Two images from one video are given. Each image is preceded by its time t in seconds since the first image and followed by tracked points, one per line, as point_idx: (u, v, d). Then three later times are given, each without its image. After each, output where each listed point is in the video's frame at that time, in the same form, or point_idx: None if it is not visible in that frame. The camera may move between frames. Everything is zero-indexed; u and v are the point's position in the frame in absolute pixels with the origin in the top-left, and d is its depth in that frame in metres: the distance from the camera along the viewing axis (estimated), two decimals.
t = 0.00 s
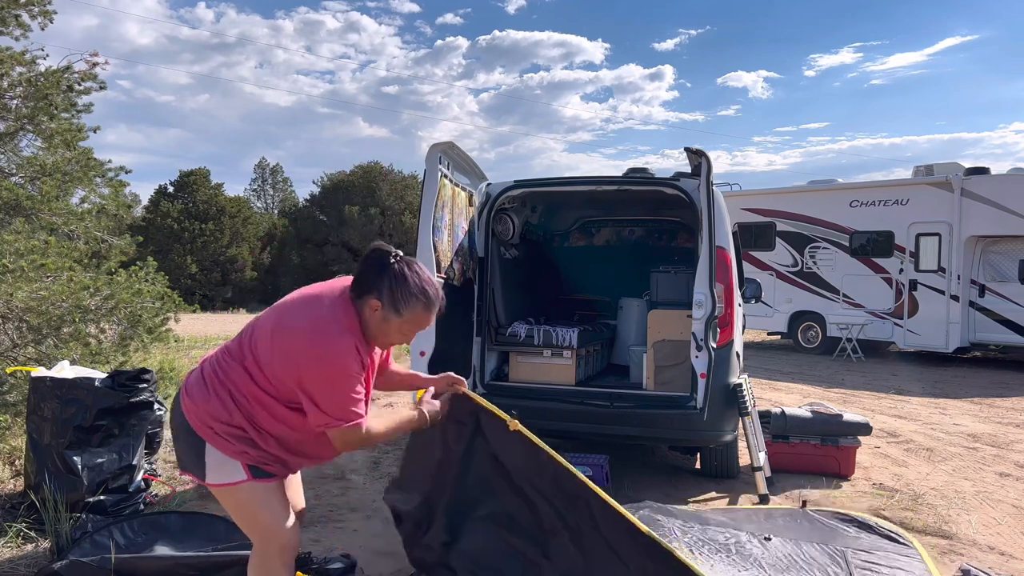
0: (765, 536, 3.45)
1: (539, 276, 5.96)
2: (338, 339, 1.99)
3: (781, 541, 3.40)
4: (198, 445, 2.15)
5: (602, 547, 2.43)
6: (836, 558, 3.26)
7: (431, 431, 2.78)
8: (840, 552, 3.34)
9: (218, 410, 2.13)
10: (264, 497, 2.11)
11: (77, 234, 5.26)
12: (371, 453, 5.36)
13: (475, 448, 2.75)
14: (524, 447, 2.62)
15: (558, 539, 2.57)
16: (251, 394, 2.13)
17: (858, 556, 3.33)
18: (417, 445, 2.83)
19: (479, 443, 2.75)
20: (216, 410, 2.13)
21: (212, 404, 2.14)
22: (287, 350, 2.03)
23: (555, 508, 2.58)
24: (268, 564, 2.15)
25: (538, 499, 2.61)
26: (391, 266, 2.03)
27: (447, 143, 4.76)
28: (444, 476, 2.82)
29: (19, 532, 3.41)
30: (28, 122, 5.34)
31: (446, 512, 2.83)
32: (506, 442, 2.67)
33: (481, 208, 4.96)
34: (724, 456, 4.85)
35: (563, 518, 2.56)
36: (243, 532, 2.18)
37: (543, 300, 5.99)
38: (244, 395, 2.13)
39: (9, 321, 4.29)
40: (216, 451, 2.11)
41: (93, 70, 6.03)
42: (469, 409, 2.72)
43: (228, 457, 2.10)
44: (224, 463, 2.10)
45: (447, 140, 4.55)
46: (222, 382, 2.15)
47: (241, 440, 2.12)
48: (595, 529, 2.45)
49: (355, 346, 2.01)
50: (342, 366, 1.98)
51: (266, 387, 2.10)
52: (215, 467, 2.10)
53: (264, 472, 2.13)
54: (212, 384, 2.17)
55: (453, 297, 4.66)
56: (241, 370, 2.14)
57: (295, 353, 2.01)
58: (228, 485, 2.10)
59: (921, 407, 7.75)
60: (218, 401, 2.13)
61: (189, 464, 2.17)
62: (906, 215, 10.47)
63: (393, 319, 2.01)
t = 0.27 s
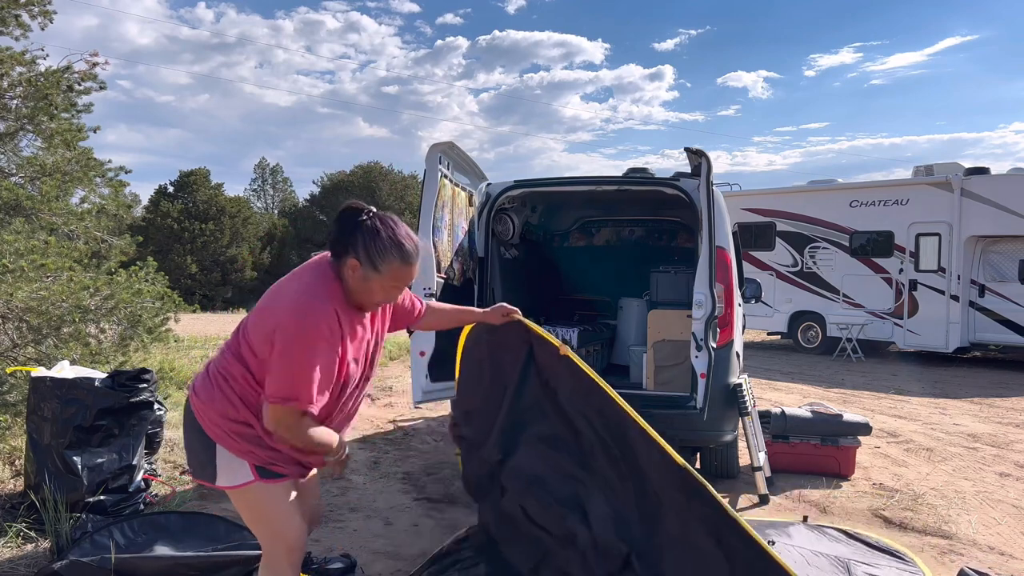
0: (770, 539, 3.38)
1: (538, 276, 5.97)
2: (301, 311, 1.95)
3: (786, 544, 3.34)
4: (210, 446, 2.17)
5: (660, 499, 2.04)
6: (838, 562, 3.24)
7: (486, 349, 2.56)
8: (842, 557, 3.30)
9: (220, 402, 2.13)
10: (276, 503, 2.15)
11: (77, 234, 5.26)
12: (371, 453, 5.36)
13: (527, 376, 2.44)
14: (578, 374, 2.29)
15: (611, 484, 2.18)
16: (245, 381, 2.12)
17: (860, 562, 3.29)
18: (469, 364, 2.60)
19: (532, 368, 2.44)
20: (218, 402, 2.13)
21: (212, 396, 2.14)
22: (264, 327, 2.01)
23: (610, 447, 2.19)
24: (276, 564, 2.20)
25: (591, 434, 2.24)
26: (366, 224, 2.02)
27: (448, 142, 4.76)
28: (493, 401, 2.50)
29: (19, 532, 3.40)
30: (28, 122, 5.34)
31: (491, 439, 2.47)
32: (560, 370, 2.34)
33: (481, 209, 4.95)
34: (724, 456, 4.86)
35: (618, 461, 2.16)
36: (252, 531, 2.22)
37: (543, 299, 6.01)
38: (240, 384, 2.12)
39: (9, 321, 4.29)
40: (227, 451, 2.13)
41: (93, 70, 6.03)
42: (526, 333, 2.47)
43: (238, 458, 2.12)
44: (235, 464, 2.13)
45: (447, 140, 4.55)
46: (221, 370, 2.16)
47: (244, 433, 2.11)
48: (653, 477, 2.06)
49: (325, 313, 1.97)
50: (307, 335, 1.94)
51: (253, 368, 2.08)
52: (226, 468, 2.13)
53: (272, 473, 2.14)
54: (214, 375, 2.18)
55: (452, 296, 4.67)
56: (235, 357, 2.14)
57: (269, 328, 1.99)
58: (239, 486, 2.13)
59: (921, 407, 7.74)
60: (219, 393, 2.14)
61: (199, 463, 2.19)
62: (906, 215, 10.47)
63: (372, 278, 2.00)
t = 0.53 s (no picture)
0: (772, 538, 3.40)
1: (538, 275, 5.96)
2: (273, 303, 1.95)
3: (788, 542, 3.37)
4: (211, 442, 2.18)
5: (677, 483, 2.12)
6: (839, 559, 3.27)
7: (507, 338, 2.62)
8: (844, 556, 3.31)
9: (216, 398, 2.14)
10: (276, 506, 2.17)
11: (77, 234, 5.26)
12: (371, 453, 5.36)
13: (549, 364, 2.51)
14: (601, 361, 2.36)
15: (629, 468, 2.25)
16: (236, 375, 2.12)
17: (863, 560, 3.30)
18: (489, 353, 2.66)
19: (553, 356, 2.51)
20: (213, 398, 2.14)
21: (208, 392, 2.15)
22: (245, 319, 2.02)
23: (629, 432, 2.27)
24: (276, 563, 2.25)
25: (611, 419, 2.32)
26: (351, 216, 2.06)
27: (448, 142, 4.76)
28: (514, 388, 2.56)
29: (19, 532, 3.40)
30: (28, 122, 5.34)
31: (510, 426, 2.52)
32: (583, 358, 2.42)
33: (481, 208, 4.96)
34: (724, 456, 4.85)
35: (636, 446, 2.24)
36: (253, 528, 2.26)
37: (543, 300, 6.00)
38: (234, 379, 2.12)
39: (9, 321, 4.29)
40: (226, 448, 2.14)
41: (93, 70, 6.03)
42: (549, 321, 2.54)
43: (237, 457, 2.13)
44: (234, 463, 2.13)
45: (447, 140, 4.55)
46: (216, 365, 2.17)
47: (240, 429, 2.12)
48: (672, 461, 2.14)
49: (302, 302, 1.97)
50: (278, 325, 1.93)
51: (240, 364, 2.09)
52: (226, 467, 2.14)
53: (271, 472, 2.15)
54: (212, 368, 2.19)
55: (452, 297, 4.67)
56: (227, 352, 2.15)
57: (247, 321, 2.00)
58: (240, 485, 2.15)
59: (921, 407, 7.74)
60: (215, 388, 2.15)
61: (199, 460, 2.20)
62: (906, 214, 10.47)
63: (359, 269, 2.03)
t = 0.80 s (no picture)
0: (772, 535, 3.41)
1: (538, 275, 5.96)
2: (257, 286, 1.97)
3: (787, 540, 3.37)
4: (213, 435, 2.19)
5: (674, 499, 2.17)
6: (838, 556, 3.27)
7: (503, 347, 2.61)
8: (844, 554, 3.31)
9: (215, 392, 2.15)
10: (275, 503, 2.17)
11: (77, 234, 5.26)
12: (371, 453, 5.36)
13: (546, 376, 2.52)
14: (601, 375, 2.39)
15: (623, 484, 2.27)
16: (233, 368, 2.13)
17: (863, 557, 3.31)
18: (483, 362, 2.65)
19: (550, 368, 2.52)
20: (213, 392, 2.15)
21: (208, 386, 2.17)
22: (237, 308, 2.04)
23: (625, 447, 2.30)
24: (271, 563, 2.25)
25: (607, 433, 2.35)
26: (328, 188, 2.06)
27: (448, 142, 4.76)
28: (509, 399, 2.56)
29: (19, 532, 3.40)
30: (28, 122, 5.34)
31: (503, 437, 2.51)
32: (582, 371, 2.44)
33: (481, 209, 4.96)
34: (724, 456, 4.85)
35: (633, 460, 2.28)
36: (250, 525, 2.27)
37: (542, 300, 5.99)
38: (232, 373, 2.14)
39: (9, 321, 4.29)
40: (226, 443, 2.15)
41: (93, 70, 6.03)
42: (547, 333, 2.55)
43: (237, 451, 2.13)
44: (234, 458, 2.14)
45: (447, 140, 4.55)
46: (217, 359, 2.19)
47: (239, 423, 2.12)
48: (670, 477, 2.18)
49: (286, 281, 1.98)
50: (261, 306, 1.93)
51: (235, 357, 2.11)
52: (226, 461, 2.15)
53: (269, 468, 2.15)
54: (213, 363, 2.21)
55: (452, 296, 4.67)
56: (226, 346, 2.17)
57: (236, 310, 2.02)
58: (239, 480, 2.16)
59: (921, 407, 7.75)
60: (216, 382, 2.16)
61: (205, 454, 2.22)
62: (906, 215, 10.47)
63: (336, 241, 2.02)
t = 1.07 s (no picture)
0: (771, 536, 3.40)
1: (538, 275, 5.95)
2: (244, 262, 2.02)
3: (787, 541, 3.36)
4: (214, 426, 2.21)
5: (671, 506, 2.20)
6: (837, 556, 3.26)
7: (500, 351, 2.61)
8: (843, 554, 3.31)
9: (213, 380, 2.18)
10: (269, 493, 2.15)
11: (77, 234, 5.26)
12: (371, 453, 5.36)
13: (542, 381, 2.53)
14: (600, 381, 2.42)
15: (619, 490, 2.29)
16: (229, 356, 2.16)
17: (862, 557, 3.30)
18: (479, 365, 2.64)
19: (547, 373, 2.53)
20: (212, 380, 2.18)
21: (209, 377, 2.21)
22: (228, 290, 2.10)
23: (623, 453, 2.33)
24: (265, 562, 2.20)
25: (604, 440, 2.36)
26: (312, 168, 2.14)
27: (448, 142, 4.76)
28: (504, 403, 2.55)
29: (19, 532, 3.40)
30: (28, 122, 5.34)
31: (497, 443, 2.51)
32: (580, 376, 2.45)
33: (481, 209, 4.97)
34: (724, 456, 4.85)
35: (628, 470, 2.30)
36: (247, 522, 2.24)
37: (542, 300, 5.99)
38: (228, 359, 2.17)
39: (9, 321, 4.29)
40: (223, 431, 2.16)
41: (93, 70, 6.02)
42: (546, 337, 2.56)
43: (232, 438, 2.14)
44: (230, 448, 2.14)
45: (447, 140, 4.55)
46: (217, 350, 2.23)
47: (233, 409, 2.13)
48: (668, 484, 2.22)
49: (271, 256, 2.04)
50: (246, 278, 1.99)
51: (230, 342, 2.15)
52: (223, 449, 2.15)
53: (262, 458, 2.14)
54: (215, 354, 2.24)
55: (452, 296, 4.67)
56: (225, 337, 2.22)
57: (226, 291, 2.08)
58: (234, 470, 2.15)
59: (921, 407, 7.75)
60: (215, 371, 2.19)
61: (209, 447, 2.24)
62: (906, 215, 10.47)
63: (321, 214, 2.08)
